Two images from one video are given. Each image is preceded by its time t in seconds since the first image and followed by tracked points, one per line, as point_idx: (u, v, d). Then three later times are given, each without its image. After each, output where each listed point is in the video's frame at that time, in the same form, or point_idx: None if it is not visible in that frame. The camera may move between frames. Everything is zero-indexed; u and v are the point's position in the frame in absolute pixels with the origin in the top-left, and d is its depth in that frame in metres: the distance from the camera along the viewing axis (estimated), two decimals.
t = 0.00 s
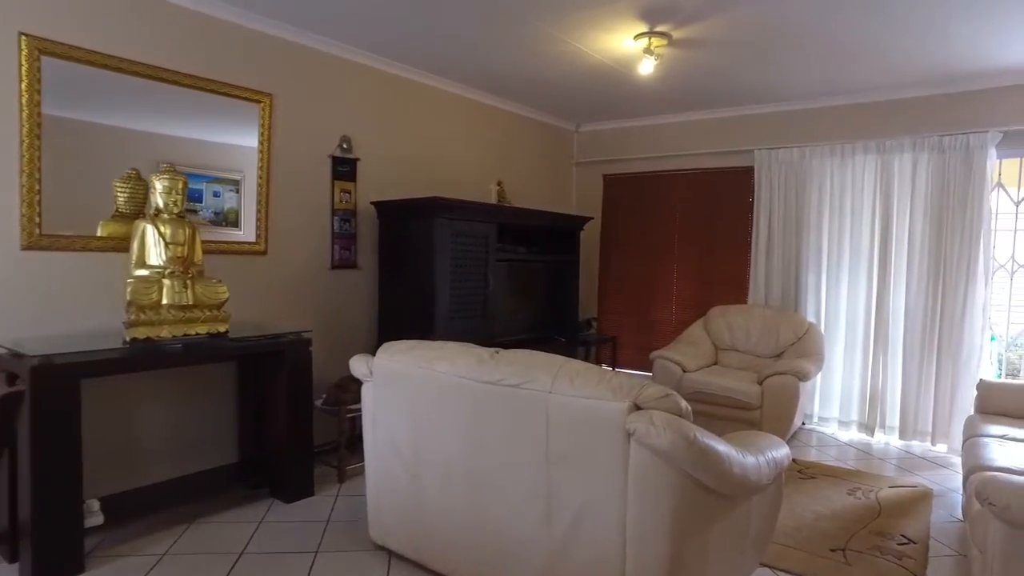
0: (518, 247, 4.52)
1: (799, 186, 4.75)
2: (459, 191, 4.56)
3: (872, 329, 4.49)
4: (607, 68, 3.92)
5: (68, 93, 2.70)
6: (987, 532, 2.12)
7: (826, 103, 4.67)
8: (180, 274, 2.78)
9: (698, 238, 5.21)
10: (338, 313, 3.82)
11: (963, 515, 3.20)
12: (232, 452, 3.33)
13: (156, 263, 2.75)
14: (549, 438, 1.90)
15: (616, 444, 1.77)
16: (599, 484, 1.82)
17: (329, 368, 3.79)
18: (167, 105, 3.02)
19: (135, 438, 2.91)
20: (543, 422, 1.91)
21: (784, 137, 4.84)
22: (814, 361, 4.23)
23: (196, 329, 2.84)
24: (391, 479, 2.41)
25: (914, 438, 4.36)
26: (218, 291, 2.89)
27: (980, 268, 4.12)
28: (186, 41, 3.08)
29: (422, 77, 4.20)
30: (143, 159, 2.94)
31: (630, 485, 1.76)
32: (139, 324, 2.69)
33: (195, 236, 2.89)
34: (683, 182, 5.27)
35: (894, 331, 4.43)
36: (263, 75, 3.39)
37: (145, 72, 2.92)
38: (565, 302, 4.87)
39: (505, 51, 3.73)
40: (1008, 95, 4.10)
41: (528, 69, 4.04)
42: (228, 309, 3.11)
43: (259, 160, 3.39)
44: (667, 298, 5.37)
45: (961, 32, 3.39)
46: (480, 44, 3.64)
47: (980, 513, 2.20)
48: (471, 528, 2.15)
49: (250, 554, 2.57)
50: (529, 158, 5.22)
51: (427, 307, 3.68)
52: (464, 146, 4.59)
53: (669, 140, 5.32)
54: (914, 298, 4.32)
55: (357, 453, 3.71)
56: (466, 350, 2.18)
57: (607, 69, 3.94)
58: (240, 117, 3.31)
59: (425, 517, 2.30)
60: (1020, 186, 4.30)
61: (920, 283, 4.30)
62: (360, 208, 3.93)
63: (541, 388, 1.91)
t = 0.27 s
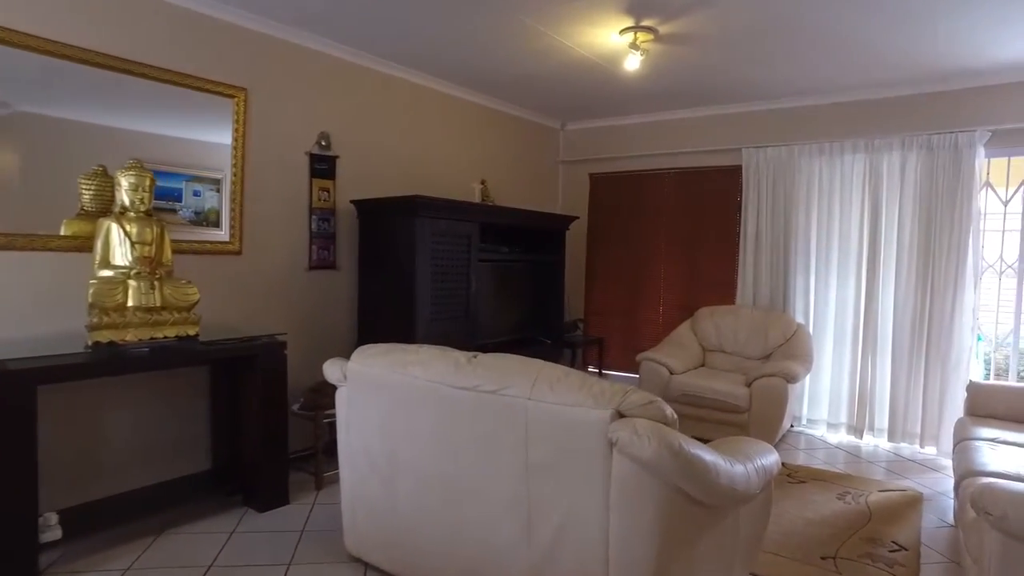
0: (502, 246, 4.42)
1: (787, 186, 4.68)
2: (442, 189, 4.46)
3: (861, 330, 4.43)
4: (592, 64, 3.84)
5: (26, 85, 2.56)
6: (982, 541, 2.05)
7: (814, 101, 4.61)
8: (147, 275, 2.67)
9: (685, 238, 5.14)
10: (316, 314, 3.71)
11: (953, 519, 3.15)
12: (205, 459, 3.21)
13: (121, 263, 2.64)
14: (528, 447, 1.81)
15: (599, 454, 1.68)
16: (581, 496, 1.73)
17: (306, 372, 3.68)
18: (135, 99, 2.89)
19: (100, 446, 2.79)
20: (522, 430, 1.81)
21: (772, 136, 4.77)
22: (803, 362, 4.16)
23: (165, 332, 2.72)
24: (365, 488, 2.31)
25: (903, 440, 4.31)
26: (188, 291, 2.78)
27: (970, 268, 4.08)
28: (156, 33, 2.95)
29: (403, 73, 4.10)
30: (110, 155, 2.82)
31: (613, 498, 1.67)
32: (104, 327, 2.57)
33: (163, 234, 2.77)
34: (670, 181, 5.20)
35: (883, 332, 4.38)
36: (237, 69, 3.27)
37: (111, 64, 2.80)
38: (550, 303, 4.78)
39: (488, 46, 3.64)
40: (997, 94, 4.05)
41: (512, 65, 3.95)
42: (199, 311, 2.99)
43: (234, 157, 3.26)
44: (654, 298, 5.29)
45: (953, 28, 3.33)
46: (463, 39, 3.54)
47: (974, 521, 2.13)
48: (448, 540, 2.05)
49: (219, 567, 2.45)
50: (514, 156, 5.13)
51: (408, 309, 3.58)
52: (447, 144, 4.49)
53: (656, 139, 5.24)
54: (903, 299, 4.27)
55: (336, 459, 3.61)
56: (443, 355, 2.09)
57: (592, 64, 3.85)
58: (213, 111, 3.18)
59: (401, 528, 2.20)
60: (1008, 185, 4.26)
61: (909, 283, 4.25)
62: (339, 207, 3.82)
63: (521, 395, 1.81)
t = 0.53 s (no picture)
0: (485, 246, 4.33)
1: (774, 184, 4.63)
2: (423, 188, 4.37)
3: (848, 331, 4.38)
4: (576, 59, 3.76)
5: None
6: (975, 548, 1.99)
7: (801, 99, 4.56)
8: (111, 275, 2.56)
9: (671, 237, 5.08)
10: (292, 316, 3.61)
11: (942, 522, 3.10)
12: (175, 465, 3.09)
13: (82, 262, 2.52)
14: (505, 454, 1.73)
15: (579, 463, 1.60)
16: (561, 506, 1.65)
17: (282, 375, 3.57)
18: (100, 91, 2.78)
19: (63, 453, 2.68)
20: (499, 437, 1.73)
21: (759, 134, 4.72)
22: (790, 363, 4.10)
23: (131, 334, 2.60)
24: (338, 497, 2.21)
25: (891, 441, 4.26)
26: (155, 291, 2.66)
27: (957, 268, 4.04)
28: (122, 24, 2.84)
29: (382, 68, 4.00)
30: (73, 150, 2.70)
31: (593, 509, 1.59)
32: (64, 329, 2.46)
33: (129, 232, 2.65)
34: (656, 179, 5.13)
35: (871, 333, 4.33)
36: (209, 62, 3.16)
37: (74, 55, 2.68)
38: (535, 303, 4.70)
39: (470, 41, 3.55)
40: (984, 92, 4.02)
41: (494, 60, 3.86)
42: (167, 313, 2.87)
43: (205, 153, 3.15)
44: (640, 298, 5.23)
45: (940, 25, 3.28)
46: (443, 33, 3.45)
47: (967, 528, 2.07)
48: (424, 552, 1.96)
49: None
50: (498, 154, 5.05)
51: (387, 310, 3.49)
52: (428, 140, 4.39)
53: (642, 137, 5.17)
54: (891, 299, 4.22)
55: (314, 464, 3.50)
56: (417, 358, 2.00)
57: (576, 60, 3.77)
58: (183, 106, 3.07)
59: (375, 539, 2.11)
60: (995, 185, 4.24)
61: (896, 282, 4.20)
62: (317, 205, 3.72)
63: (497, 401, 1.73)
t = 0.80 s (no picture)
0: (467, 245, 4.25)
1: (760, 183, 4.58)
2: (404, 186, 4.28)
3: (834, 331, 4.34)
4: (559, 54, 3.69)
5: None
6: (965, 554, 1.94)
7: (787, 97, 4.51)
8: (71, 275, 2.46)
9: (656, 236, 5.03)
10: (267, 317, 3.51)
11: (929, 525, 3.06)
12: (144, 473, 2.98)
13: (41, 262, 2.43)
14: (480, 463, 1.65)
15: (557, 472, 1.52)
16: (538, 517, 1.57)
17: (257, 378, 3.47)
18: (62, 83, 2.68)
19: (24, 461, 2.57)
20: (474, 445, 1.65)
21: (744, 132, 4.67)
22: (775, 363, 4.06)
23: (93, 337, 2.50)
24: (309, 506, 2.12)
25: (876, 442, 4.23)
26: (121, 292, 2.57)
27: (942, 267, 4.01)
28: (87, 14, 2.73)
29: (361, 63, 3.91)
30: (35, 144, 2.58)
31: (572, 520, 1.51)
32: (22, 331, 2.34)
33: (92, 230, 2.53)
34: (641, 178, 5.08)
35: (857, 333, 4.29)
36: (180, 54, 3.05)
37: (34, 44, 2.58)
38: (518, 304, 4.62)
39: (450, 35, 3.47)
40: (968, 91, 4.00)
41: (476, 55, 3.79)
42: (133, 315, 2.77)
43: (176, 149, 3.04)
44: (625, 298, 5.17)
45: (926, 22, 3.24)
46: (423, 27, 3.37)
47: (956, 533, 2.02)
48: (397, 564, 1.88)
49: None
50: (480, 152, 4.97)
51: (366, 311, 3.41)
52: (408, 138, 4.31)
53: (627, 135, 5.12)
54: (876, 298, 4.19)
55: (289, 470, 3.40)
56: (390, 362, 1.91)
57: (559, 55, 3.71)
58: (153, 100, 2.96)
59: (347, 550, 2.02)
60: (979, 184, 4.22)
61: (882, 282, 4.17)
62: (293, 203, 3.62)
63: (472, 406, 1.65)
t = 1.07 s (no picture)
0: (447, 243, 4.16)
1: (745, 181, 4.53)
2: (383, 183, 4.19)
3: (819, 331, 4.29)
4: (541, 48, 3.61)
5: None
6: (955, 560, 1.88)
7: (772, 94, 4.47)
8: (26, 273, 2.34)
9: (641, 235, 4.96)
10: (240, 317, 3.40)
11: (917, 527, 3.01)
12: (109, 480, 2.86)
13: None
14: (452, 470, 1.56)
15: (532, 480, 1.44)
16: (512, 528, 1.48)
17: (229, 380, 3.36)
18: (21, 72, 2.54)
19: None
20: (446, 451, 1.56)
21: (729, 129, 4.62)
22: (761, 363, 4.01)
23: (49, 338, 2.38)
24: (277, 515, 2.02)
25: (862, 443, 4.18)
26: (81, 289, 2.46)
27: (928, 266, 3.98)
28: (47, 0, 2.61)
29: (338, 56, 3.81)
30: None
31: (548, 530, 1.43)
32: None
33: (49, 225, 2.42)
34: (626, 176, 5.01)
35: (843, 332, 4.25)
36: (147, 44, 2.93)
37: None
38: (500, 304, 4.54)
39: (429, 28, 3.38)
40: (953, 88, 3.97)
41: (456, 49, 3.70)
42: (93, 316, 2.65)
43: (143, 142, 2.92)
44: (609, 298, 5.10)
45: (913, 17, 3.19)
46: (400, 19, 3.27)
47: (948, 538, 1.95)
48: None
49: None
50: (462, 149, 4.88)
51: (342, 311, 3.31)
52: (387, 134, 4.21)
53: (611, 133, 5.05)
54: (862, 298, 4.14)
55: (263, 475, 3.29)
56: (359, 363, 1.82)
57: (541, 49, 3.63)
58: (118, 91, 2.84)
59: (316, 561, 1.93)
60: (964, 183, 4.20)
61: (867, 280, 4.13)
62: (267, 200, 3.51)
63: (444, 410, 1.56)
